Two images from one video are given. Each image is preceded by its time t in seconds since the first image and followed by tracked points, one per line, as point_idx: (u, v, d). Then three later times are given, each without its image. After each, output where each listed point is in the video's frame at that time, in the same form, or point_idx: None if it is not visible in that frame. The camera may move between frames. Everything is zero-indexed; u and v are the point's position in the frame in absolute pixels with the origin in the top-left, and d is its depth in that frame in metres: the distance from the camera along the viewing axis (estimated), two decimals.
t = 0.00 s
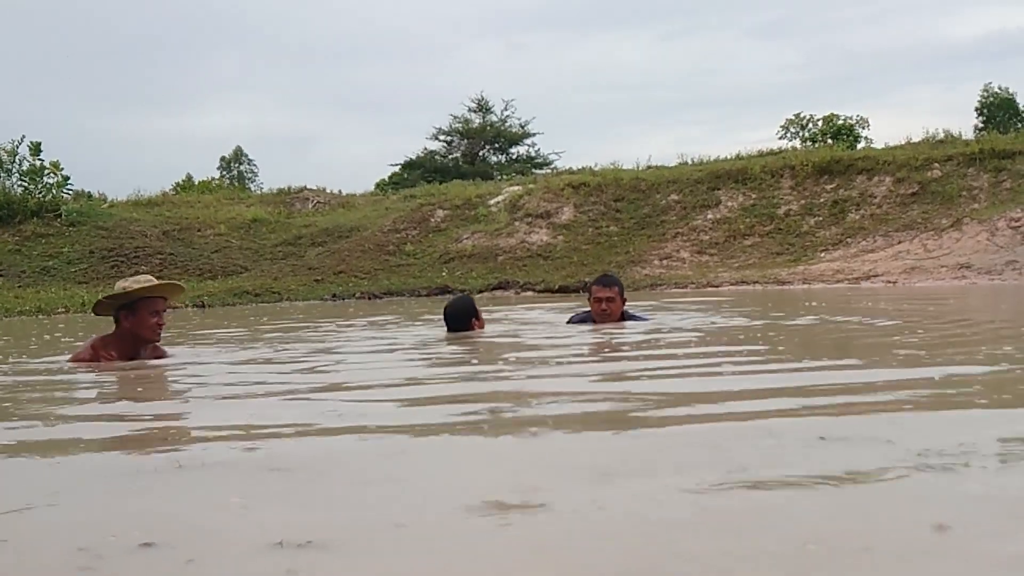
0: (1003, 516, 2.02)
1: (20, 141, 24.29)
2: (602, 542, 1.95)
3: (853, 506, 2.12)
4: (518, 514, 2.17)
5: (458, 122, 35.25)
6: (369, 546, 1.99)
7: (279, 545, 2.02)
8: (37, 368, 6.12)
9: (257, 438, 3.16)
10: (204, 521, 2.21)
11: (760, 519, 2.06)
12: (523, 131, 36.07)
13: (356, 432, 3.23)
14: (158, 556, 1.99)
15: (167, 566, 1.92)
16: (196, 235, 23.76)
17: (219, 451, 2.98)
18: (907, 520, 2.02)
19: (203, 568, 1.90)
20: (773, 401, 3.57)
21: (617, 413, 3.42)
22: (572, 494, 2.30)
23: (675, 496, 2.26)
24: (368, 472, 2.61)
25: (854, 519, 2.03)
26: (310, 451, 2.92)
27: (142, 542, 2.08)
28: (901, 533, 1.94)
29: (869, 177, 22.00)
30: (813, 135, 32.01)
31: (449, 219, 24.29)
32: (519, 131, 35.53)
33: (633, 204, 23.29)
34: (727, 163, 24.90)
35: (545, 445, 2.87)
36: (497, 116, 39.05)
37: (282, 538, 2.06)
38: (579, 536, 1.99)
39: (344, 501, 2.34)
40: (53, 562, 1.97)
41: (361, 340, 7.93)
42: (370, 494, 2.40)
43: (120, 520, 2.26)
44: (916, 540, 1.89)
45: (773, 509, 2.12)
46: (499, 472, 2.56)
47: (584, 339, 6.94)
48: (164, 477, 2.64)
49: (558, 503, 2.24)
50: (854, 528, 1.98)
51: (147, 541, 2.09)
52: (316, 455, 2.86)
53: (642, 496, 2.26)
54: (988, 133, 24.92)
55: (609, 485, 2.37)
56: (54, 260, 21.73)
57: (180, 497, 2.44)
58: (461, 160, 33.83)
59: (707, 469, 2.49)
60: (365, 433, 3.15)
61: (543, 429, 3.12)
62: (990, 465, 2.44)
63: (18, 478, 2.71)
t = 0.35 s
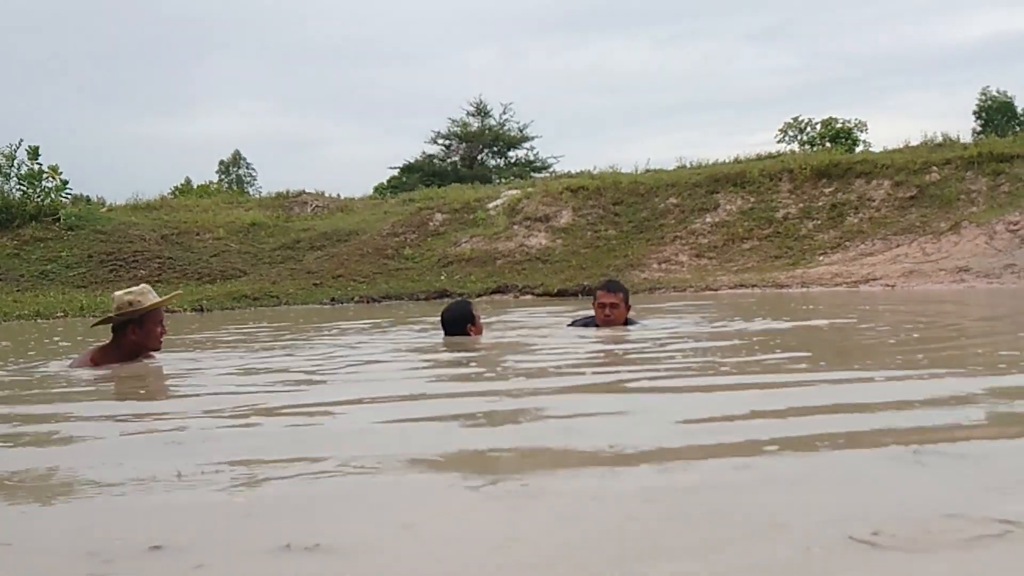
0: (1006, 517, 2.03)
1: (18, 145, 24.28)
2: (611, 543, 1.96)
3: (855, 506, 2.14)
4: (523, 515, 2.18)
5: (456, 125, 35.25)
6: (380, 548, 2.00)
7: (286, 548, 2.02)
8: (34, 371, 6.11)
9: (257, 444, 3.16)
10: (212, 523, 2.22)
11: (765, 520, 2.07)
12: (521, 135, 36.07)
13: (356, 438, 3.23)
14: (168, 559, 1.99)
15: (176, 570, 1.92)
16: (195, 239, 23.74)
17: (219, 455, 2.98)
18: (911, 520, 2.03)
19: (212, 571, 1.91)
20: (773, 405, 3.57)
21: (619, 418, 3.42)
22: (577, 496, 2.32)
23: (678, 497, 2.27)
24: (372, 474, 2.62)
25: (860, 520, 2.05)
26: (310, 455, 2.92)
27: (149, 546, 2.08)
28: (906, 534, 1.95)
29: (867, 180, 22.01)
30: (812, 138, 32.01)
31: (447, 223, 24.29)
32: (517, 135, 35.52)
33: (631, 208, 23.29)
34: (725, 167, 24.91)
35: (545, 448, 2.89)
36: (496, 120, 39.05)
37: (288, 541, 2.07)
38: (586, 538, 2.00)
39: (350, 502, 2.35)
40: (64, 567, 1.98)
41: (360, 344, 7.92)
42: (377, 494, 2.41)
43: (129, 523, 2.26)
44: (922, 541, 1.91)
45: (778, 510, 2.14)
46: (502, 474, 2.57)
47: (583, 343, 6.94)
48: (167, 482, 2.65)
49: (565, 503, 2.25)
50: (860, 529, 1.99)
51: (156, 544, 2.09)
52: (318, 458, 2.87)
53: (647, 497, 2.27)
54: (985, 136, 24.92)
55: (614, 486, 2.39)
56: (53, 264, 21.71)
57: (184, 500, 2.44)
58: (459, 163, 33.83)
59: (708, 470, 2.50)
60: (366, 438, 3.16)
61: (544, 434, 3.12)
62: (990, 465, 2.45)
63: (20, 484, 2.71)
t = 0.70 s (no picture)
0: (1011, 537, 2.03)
1: (18, 145, 24.27)
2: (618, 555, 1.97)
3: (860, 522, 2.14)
4: (528, 524, 2.19)
5: (456, 126, 35.26)
6: (386, 554, 2.00)
7: (291, 551, 2.04)
8: (32, 372, 6.11)
9: (258, 449, 3.19)
10: (216, 525, 2.23)
11: (769, 535, 2.08)
12: (521, 135, 36.06)
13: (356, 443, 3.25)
14: (173, 562, 2.00)
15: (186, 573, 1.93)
16: (194, 239, 23.74)
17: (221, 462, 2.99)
18: (913, 538, 2.03)
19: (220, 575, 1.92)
20: (774, 413, 3.59)
21: (618, 425, 3.44)
22: (583, 506, 2.32)
23: (678, 507, 2.29)
24: (375, 480, 2.64)
25: (865, 537, 2.05)
26: (313, 461, 2.93)
27: (156, 549, 2.09)
28: (911, 552, 1.95)
29: (867, 182, 22.01)
30: (811, 140, 32.02)
31: (447, 224, 24.28)
32: (517, 136, 35.52)
33: (631, 209, 23.29)
34: (724, 168, 24.92)
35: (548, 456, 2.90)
36: (496, 120, 39.03)
37: (294, 544, 2.08)
38: (592, 547, 2.02)
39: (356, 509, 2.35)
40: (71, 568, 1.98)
41: (359, 345, 7.94)
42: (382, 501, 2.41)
43: (136, 526, 2.27)
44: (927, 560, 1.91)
45: (785, 525, 2.14)
46: (507, 482, 2.58)
47: (583, 344, 6.95)
48: (170, 487, 2.65)
49: (570, 515, 2.25)
50: (866, 546, 1.99)
51: (162, 547, 2.10)
52: (321, 464, 2.87)
53: (652, 509, 2.28)
54: (985, 138, 24.92)
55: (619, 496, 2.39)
56: (52, 264, 21.69)
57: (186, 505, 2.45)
58: (459, 164, 33.81)
59: (713, 483, 2.51)
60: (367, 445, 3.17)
61: (545, 441, 3.14)
62: (994, 482, 2.45)
63: (25, 487, 2.72)
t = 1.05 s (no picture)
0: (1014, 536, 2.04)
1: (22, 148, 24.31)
2: (627, 558, 1.98)
3: (863, 523, 2.14)
4: (539, 526, 2.19)
5: (459, 129, 35.27)
6: (399, 558, 2.01)
7: (303, 557, 2.04)
8: (31, 374, 6.12)
9: (262, 452, 3.18)
10: (227, 531, 2.24)
11: (774, 534, 2.08)
12: (524, 138, 36.06)
13: (361, 446, 3.24)
14: (185, 567, 2.00)
15: None
16: (198, 242, 23.76)
17: (220, 465, 3.00)
18: (928, 538, 2.04)
19: None
20: (778, 413, 3.58)
21: (622, 424, 3.44)
22: (587, 507, 2.33)
23: (688, 508, 2.30)
24: (384, 482, 2.64)
25: (868, 538, 2.05)
26: (313, 464, 2.94)
27: (168, 554, 2.09)
28: (913, 552, 1.96)
29: (870, 186, 21.99)
30: (815, 143, 31.99)
31: (450, 227, 24.31)
32: (521, 139, 35.52)
33: (634, 212, 23.29)
34: (727, 171, 24.90)
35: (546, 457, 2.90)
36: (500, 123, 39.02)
37: (306, 549, 2.08)
38: (604, 550, 2.02)
39: (364, 510, 2.37)
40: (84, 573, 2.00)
41: (363, 348, 7.94)
42: (386, 504, 2.42)
43: (144, 529, 2.28)
44: (930, 561, 1.91)
45: (792, 526, 2.14)
46: (510, 484, 2.58)
47: (586, 347, 6.95)
48: (172, 490, 2.66)
49: (579, 516, 2.26)
50: (870, 547, 1.99)
51: (174, 551, 2.10)
52: (320, 468, 2.88)
53: (658, 509, 2.29)
54: (989, 142, 24.89)
55: (623, 498, 2.40)
56: (55, 266, 21.74)
57: (194, 509, 2.45)
58: (462, 167, 33.84)
59: (718, 482, 2.51)
60: (367, 447, 3.17)
61: (550, 442, 3.14)
62: (993, 480, 2.46)
63: (29, 492, 2.73)
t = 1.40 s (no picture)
0: None
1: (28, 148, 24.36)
2: (641, 561, 1.96)
3: (871, 526, 2.13)
4: (546, 525, 2.19)
5: (465, 132, 35.29)
6: (411, 556, 2.00)
7: (312, 554, 2.03)
8: (35, 375, 6.12)
9: (263, 450, 3.18)
10: (236, 528, 2.24)
11: (784, 536, 2.07)
12: (530, 141, 36.06)
13: (363, 441, 3.24)
14: (196, 564, 2.00)
15: None
16: (203, 243, 23.79)
17: (223, 464, 2.99)
18: (941, 539, 2.03)
19: None
20: (779, 414, 3.58)
21: (623, 424, 3.43)
22: (595, 507, 2.32)
23: (699, 508, 2.29)
24: (392, 480, 2.64)
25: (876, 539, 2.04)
26: (316, 463, 2.93)
27: (179, 550, 2.09)
28: (922, 555, 1.94)
29: (876, 190, 21.96)
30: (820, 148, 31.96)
31: (455, 229, 24.33)
32: (526, 142, 35.53)
33: (639, 216, 23.30)
34: (733, 175, 24.89)
35: (548, 457, 2.90)
36: (506, 127, 39.02)
37: (314, 547, 2.08)
38: (615, 551, 2.01)
39: (370, 509, 2.36)
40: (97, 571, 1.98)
41: (367, 350, 7.94)
42: (391, 502, 2.41)
43: (153, 527, 2.28)
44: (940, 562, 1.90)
45: (799, 528, 2.13)
46: (515, 483, 2.57)
47: (589, 351, 6.95)
48: (178, 488, 2.66)
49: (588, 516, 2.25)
50: (879, 550, 1.98)
51: (185, 549, 2.10)
52: (323, 466, 2.87)
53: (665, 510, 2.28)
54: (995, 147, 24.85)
55: (632, 497, 2.40)
56: (61, 267, 21.78)
57: (201, 506, 2.45)
58: (468, 170, 33.87)
59: (724, 484, 2.51)
60: (369, 445, 3.18)
61: (550, 441, 3.14)
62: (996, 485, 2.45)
63: (33, 489, 2.72)
